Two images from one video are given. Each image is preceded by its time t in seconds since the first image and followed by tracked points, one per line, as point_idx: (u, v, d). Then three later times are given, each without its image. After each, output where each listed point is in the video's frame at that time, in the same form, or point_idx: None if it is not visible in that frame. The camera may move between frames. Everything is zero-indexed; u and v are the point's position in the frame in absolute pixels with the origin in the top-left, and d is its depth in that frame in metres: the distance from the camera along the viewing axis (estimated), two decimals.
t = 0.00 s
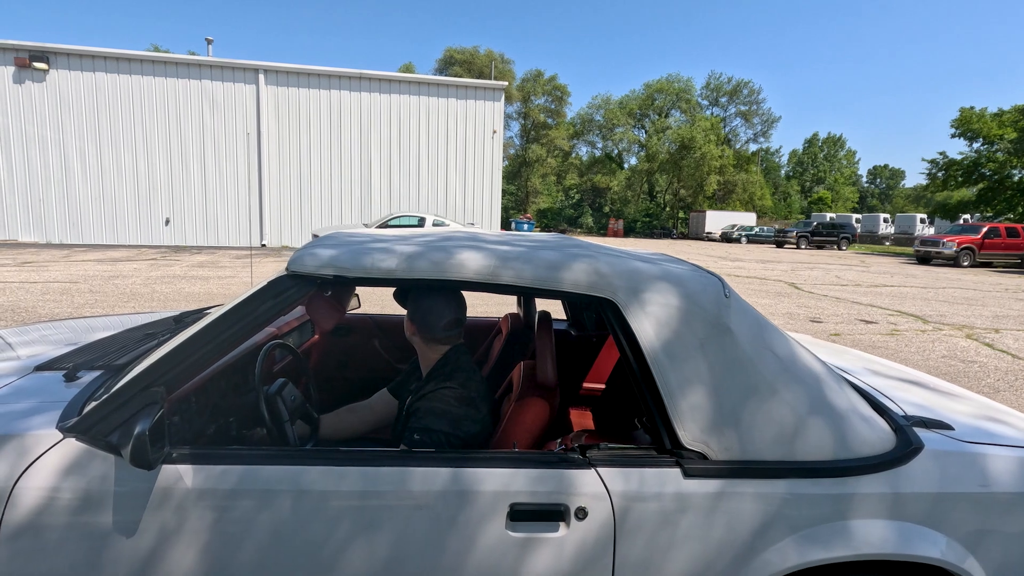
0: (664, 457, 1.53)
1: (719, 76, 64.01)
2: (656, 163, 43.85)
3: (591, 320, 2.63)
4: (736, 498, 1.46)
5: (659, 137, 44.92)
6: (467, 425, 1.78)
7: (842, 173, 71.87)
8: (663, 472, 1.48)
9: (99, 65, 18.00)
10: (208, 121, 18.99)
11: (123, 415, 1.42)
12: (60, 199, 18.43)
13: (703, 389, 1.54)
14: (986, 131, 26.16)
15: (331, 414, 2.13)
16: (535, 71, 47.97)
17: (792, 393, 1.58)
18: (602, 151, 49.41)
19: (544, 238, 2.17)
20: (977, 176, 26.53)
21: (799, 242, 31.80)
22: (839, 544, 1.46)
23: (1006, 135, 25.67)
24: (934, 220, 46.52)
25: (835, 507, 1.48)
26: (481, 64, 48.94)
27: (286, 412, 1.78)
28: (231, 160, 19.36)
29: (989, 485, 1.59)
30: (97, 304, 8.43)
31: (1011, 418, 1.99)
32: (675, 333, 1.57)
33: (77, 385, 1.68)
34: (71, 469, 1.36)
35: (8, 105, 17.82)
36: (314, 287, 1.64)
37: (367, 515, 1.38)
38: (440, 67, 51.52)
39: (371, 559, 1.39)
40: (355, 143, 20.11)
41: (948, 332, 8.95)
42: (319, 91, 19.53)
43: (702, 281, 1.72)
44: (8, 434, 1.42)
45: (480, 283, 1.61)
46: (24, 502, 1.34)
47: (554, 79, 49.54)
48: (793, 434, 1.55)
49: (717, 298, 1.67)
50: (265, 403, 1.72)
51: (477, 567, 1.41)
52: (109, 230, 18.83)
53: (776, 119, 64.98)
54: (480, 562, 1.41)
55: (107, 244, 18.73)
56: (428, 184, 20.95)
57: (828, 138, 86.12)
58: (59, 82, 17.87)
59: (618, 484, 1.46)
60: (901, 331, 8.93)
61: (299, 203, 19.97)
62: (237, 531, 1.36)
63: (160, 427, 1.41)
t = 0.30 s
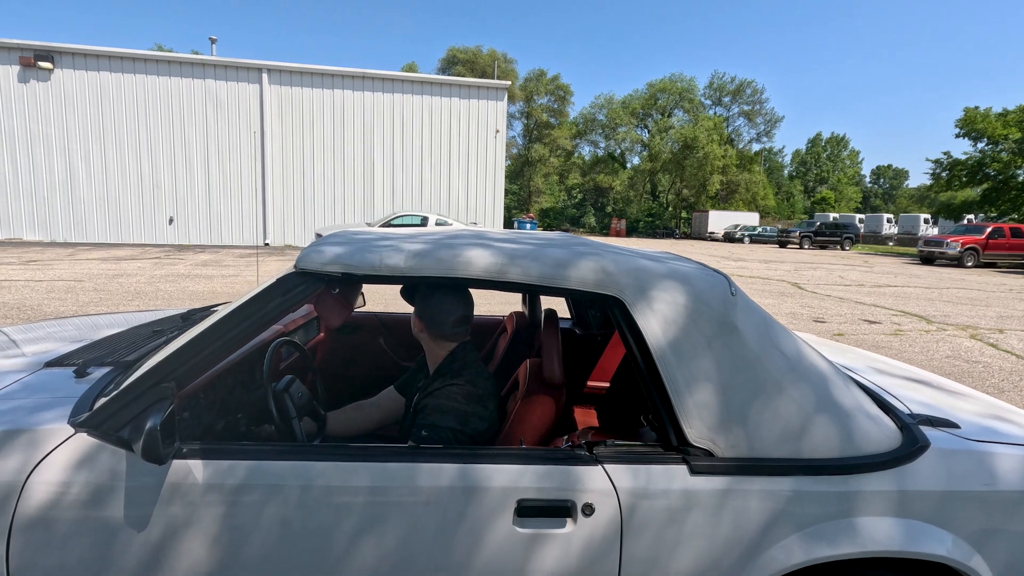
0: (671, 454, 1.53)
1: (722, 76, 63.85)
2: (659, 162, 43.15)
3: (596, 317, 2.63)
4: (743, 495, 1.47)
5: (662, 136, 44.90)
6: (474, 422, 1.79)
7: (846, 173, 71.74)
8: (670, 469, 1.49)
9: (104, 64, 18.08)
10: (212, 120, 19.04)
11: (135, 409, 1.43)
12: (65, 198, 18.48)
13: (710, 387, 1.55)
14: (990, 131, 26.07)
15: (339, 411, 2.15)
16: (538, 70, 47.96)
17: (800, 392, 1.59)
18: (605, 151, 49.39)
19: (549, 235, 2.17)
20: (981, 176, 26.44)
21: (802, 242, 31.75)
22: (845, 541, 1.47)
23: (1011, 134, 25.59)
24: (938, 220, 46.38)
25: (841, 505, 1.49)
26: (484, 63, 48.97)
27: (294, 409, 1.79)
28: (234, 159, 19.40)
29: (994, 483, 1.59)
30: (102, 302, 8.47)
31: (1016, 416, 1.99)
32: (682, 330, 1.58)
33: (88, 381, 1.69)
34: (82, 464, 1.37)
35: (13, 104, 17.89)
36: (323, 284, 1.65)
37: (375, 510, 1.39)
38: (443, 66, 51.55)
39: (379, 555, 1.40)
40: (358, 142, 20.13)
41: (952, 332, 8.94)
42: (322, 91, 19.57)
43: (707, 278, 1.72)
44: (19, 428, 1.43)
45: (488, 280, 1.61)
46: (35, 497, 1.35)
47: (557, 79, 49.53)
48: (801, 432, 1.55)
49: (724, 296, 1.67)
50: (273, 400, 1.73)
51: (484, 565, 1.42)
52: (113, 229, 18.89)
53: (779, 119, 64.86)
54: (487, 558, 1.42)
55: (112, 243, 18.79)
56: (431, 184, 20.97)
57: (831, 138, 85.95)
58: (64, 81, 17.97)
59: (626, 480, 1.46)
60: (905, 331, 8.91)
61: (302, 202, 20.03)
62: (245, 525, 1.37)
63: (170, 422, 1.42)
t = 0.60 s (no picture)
0: (678, 448, 1.54)
1: (726, 76, 63.71)
2: (662, 162, 43.30)
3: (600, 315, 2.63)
4: (751, 490, 1.48)
5: (665, 136, 44.80)
6: (487, 415, 1.81)
7: (850, 173, 71.50)
8: (678, 464, 1.49)
9: (109, 64, 18.18)
10: (217, 120, 19.10)
11: (149, 403, 1.45)
12: (71, 197, 18.57)
13: (718, 381, 1.56)
14: (995, 131, 25.97)
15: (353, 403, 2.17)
16: (541, 70, 47.97)
17: (807, 386, 1.60)
18: (608, 150, 49.34)
19: (557, 232, 2.18)
20: (986, 176, 26.34)
21: (806, 242, 31.65)
22: (851, 536, 1.47)
23: (1016, 134, 25.48)
24: (943, 221, 46.25)
25: (849, 500, 1.49)
26: (487, 63, 49.01)
27: (303, 402, 1.80)
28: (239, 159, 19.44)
29: (1003, 480, 1.59)
30: (108, 300, 8.51)
31: None
32: (690, 325, 1.58)
33: (100, 374, 1.71)
34: (96, 455, 1.39)
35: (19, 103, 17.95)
36: (332, 280, 1.67)
37: (385, 503, 1.40)
38: (446, 66, 51.57)
39: (389, 547, 1.41)
40: (362, 142, 20.18)
41: (957, 332, 8.91)
42: (327, 91, 19.61)
43: (715, 274, 1.73)
44: (34, 420, 1.44)
45: (496, 275, 1.62)
46: (50, 486, 1.36)
47: (561, 78, 49.54)
48: (808, 427, 1.56)
49: (731, 292, 1.68)
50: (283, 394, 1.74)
51: (493, 558, 1.43)
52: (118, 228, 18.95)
53: (783, 119, 64.66)
54: (496, 552, 1.43)
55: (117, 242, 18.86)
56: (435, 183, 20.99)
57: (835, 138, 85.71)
58: (71, 81, 18.07)
59: (634, 473, 1.47)
60: (910, 331, 8.89)
61: (307, 202, 20.09)
62: (257, 516, 1.39)
63: (184, 415, 1.43)
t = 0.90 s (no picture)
0: (681, 443, 1.56)
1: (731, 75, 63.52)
2: (666, 162, 43.34)
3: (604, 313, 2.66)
4: (752, 485, 1.49)
5: (669, 135, 44.72)
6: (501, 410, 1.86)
7: (855, 172, 71.28)
8: (680, 458, 1.51)
9: (116, 64, 18.27)
10: (222, 119, 19.18)
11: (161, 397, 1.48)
12: (78, 196, 18.70)
13: (720, 377, 1.58)
14: (1002, 130, 25.84)
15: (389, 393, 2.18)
16: (545, 69, 48.01)
17: (808, 383, 1.61)
18: (612, 149, 49.33)
19: (562, 231, 2.19)
20: (993, 176, 26.21)
21: (810, 242, 31.56)
22: (852, 530, 1.49)
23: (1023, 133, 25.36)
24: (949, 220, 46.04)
25: (849, 495, 1.51)
26: (491, 63, 49.05)
27: (310, 398, 1.83)
28: (243, 158, 19.53)
29: (1004, 476, 1.60)
30: (115, 298, 8.58)
31: None
32: (693, 322, 1.61)
33: (113, 370, 1.74)
34: (112, 445, 1.42)
35: (27, 103, 18.08)
36: (341, 276, 1.70)
37: (392, 496, 1.43)
38: (450, 65, 51.68)
39: (397, 536, 1.45)
40: (367, 141, 20.22)
41: (962, 332, 8.89)
42: (331, 90, 19.67)
43: (718, 272, 1.75)
44: (52, 413, 1.48)
45: (502, 272, 1.65)
46: (67, 476, 1.40)
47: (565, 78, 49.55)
48: (809, 423, 1.57)
49: (734, 289, 1.70)
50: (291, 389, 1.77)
51: (499, 550, 1.46)
52: (125, 227, 19.08)
53: (789, 118, 64.45)
54: (502, 545, 1.46)
55: (123, 241, 18.98)
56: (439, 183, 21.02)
57: (840, 138, 85.44)
58: (77, 81, 18.17)
59: (637, 468, 1.49)
60: (915, 331, 8.88)
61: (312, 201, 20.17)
62: (267, 507, 1.42)
63: (195, 408, 1.46)
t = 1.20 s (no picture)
0: (670, 440, 1.61)
1: (735, 74, 63.37)
2: (669, 162, 43.32)
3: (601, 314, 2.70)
4: (739, 482, 1.55)
5: (673, 135, 44.66)
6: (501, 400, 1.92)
7: (860, 172, 71.09)
8: (671, 455, 1.56)
9: (121, 65, 18.39)
10: (227, 120, 19.28)
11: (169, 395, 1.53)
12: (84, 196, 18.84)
13: (710, 377, 1.63)
14: (1007, 130, 25.78)
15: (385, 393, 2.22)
16: (549, 69, 48.07)
17: (796, 384, 1.66)
18: (616, 149, 49.33)
19: (558, 234, 2.24)
20: (998, 175, 26.14)
21: (814, 242, 31.52)
22: (837, 525, 1.54)
23: None
24: (954, 221, 45.90)
25: (835, 490, 1.56)
26: (494, 62, 49.11)
27: (312, 397, 1.86)
28: (248, 158, 19.62)
29: (986, 474, 1.65)
30: (121, 297, 8.67)
31: (1012, 411, 2.04)
32: (683, 324, 1.66)
33: (122, 369, 1.80)
34: (123, 441, 1.48)
35: (33, 104, 18.19)
36: (342, 279, 1.75)
37: (391, 491, 1.49)
38: (454, 65, 51.74)
39: (396, 531, 1.50)
40: (370, 141, 20.29)
41: (963, 332, 8.90)
42: (335, 91, 19.75)
43: (708, 275, 1.80)
44: (65, 410, 1.54)
45: (497, 274, 1.70)
46: (79, 470, 1.45)
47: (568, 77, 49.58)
48: (796, 422, 1.62)
49: (723, 292, 1.74)
50: (294, 388, 1.82)
51: (494, 544, 1.51)
52: (130, 227, 19.19)
53: (793, 117, 64.30)
54: (496, 539, 1.51)
55: (128, 240, 19.10)
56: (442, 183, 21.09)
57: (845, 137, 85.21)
58: (83, 82, 18.29)
59: (628, 465, 1.54)
60: (916, 331, 8.90)
61: (315, 201, 20.26)
62: (270, 502, 1.47)
63: (202, 406, 1.52)
